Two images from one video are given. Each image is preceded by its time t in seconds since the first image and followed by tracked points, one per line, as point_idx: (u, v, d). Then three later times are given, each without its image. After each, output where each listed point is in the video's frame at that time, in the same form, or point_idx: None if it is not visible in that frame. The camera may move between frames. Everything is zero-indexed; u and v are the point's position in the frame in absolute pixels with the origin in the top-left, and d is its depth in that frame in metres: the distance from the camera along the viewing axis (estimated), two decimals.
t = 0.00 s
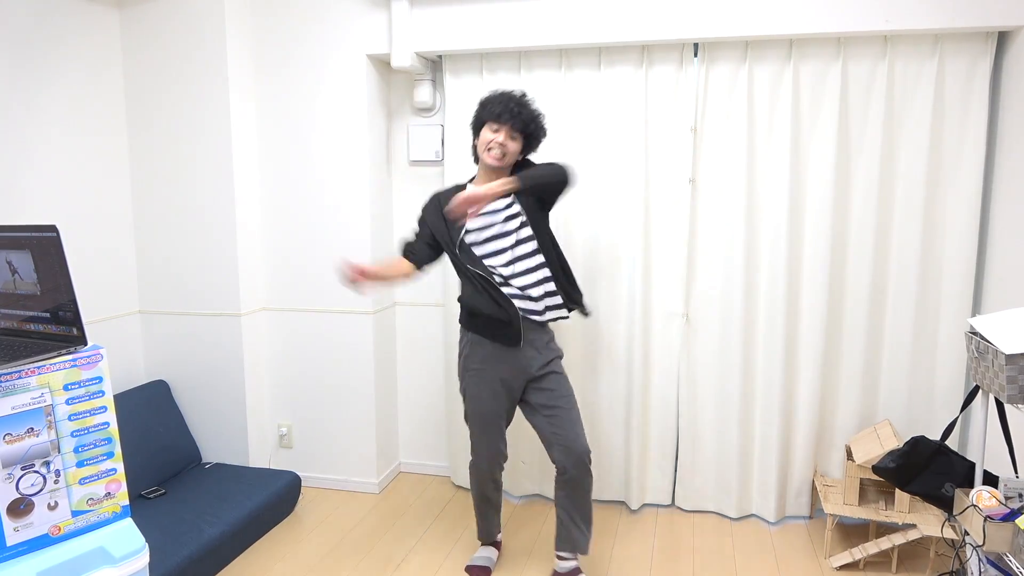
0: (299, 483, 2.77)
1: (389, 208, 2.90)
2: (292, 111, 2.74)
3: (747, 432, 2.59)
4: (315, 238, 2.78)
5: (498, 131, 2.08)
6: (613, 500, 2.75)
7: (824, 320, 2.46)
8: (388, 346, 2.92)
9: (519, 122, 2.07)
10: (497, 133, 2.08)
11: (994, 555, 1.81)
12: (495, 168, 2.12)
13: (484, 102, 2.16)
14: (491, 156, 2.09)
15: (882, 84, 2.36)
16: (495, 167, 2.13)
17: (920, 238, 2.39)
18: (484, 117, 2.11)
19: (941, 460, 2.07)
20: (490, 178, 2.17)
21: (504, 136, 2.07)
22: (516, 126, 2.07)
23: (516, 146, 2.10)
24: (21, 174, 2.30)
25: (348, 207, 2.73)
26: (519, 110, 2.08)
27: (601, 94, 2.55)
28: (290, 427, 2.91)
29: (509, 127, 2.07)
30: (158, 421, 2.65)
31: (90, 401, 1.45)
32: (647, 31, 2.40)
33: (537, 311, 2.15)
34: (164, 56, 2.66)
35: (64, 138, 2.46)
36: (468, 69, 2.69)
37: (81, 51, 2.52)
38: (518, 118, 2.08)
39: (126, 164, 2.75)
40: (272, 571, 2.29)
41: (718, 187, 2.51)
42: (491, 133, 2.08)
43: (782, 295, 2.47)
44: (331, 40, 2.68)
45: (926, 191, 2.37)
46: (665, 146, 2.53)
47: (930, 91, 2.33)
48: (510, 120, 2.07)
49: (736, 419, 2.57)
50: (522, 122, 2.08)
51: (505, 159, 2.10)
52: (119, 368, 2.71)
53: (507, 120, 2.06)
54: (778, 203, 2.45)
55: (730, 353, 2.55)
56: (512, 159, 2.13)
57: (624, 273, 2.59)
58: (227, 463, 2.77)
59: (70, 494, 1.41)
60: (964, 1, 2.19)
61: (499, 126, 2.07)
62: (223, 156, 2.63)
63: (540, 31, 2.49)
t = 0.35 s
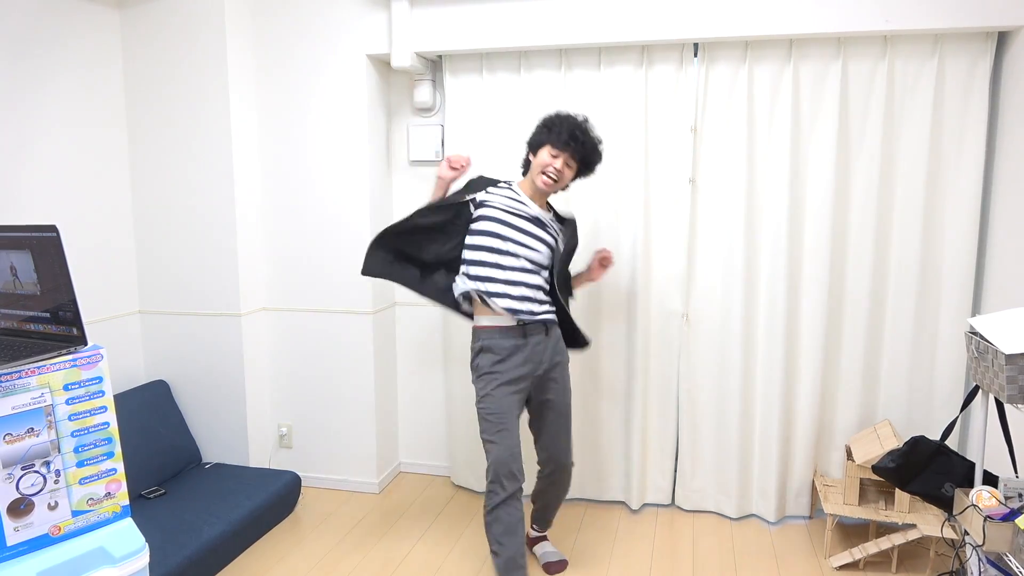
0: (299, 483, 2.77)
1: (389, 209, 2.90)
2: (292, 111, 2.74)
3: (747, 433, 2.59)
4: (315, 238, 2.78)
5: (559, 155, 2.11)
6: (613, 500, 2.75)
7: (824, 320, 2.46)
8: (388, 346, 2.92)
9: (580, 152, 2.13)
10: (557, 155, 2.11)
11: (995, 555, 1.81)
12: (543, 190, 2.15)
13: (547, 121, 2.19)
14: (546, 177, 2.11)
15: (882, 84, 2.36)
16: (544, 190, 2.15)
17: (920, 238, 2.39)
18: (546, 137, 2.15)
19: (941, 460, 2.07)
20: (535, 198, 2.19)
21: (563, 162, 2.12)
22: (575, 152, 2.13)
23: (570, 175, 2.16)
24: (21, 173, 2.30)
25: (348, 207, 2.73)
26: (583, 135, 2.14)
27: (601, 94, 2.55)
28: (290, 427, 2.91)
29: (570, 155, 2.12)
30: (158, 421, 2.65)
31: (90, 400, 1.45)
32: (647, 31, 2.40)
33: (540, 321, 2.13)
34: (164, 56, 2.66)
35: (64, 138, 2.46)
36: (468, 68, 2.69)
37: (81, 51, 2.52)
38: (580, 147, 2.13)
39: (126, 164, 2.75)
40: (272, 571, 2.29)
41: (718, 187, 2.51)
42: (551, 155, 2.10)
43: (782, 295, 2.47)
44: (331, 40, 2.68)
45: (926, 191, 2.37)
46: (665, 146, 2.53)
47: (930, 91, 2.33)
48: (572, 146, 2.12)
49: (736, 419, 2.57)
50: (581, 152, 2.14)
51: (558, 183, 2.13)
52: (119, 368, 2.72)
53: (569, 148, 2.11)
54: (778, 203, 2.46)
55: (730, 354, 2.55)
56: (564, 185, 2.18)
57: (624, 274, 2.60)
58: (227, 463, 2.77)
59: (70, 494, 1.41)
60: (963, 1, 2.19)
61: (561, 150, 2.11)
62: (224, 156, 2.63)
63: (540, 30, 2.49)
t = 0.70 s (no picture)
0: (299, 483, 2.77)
1: (388, 209, 2.90)
2: (292, 112, 2.74)
3: (747, 433, 2.59)
4: (315, 239, 2.78)
5: (523, 125, 2.17)
6: (613, 500, 2.75)
7: (824, 320, 2.46)
8: (388, 346, 2.92)
9: (540, 115, 2.19)
10: (520, 127, 2.17)
11: (994, 555, 1.81)
12: (521, 163, 2.19)
13: (498, 98, 2.23)
14: (519, 148, 2.16)
15: (881, 84, 2.36)
16: (522, 160, 2.19)
17: (920, 237, 2.39)
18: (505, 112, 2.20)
19: (941, 460, 2.07)
20: (513, 174, 2.23)
21: (528, 129, 2.17)
22: (538, 117, 2.18)
23: (540, 138, 2.21)
24: (21, 173, 2.30)
25: (348, 206, 2.73)
26: (536, 99, 2.19)
27: (601, 94, 2.55)
28: (290, 427, 2.91)
29: (533, 120, 2.18)
30: (158, 421, 2.65)
31: (90, 401, 1.45)
32: (647, 31, 2.40)
33: (529, 309, 2.24)
34: (164, 56, 2.66)
35: (65, 138, 2.46)
36: (468, 68, 2.69)
37: (81, 51, 2.52)
38: (540, 111, 2.19)
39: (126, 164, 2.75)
40: (272, 572, 2.29)
41: (718, 187, 2.51)
42: (516, 129, 2.16)
43: (782, 295, 2.47)
44: (331, 41, 2.68)
45: (926, 191, 2.37)
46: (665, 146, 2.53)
47: (929, 91, 2.33)
48: (531, 111, 2.17)
49: (736, 419, 2.57)
50: (543, 116, 2.20)
51: (529, 151, 2.17)
52: (119, 368, 2.72)
53: (529, 114, 2.17)
54: (778, 203, 2.46)
55: (730, 354, 2.55)
56: (535, 151, 2.22)
57: (624, 274, 2.60)
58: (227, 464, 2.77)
59: (70, 495, 1.41)
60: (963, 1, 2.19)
61: (522, 120, 2.17)
62: (223, 156, 2.64)
63: (540, 30, 2.49)
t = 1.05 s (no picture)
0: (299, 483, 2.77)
1: (388, 209, 2.90)
2: (292, 112, 2.74)
3: (747, 433, 2.59)
4: (315, 239, 2.78)
5: (476, 127, 2.18)
6: (613, 501, 2.75)
7: (824, 320, 2.46)
8: (388, 346, 2.93)
9: (491, 108, 2.17)
10: (475, 129, 2.18)
11: (994, 555, 1.81)
12: (491, 161, 2.20)
13: (446, 108, 2.23)
14: (483, 151, 2.17)
15: (881, 84, 2.36)
16: (491, 160, 2.20)
17: (920, 237, 2.38)
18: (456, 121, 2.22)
19: (941, 460, 2.07)
20: (488, 175, 2.24)
21: (484, 127, 2.17)
22: (491, 112, 2.17)
23: (501, 130, 2.21)
24: (22, 174, 2.31)
25: (347, 206, 2.73)
26: (483, 97, 2.18)
27: (601, 94, 2.55)
28: (290, 427, 2.91)
29: (484, 116, 2.17)
30: (158, 421, 2.65)
31: (90, 401, 1.45)
32: (648, 31, 2.40)
33: (526, 308, 2.25)
34: (164, 56, 2.66)
35: (64, 138, 2.46)
36: (468, 68, 2.69)
37: (81, 51, 2.52)
38: (488, 104, 2.17)
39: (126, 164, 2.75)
40: (272, 572, 2.29)
41: (717, 187, 2.51)
42: (471, 133, 2.18)
43: (782, 295, 2.47)
44: (331, 41, 2.68)
45: (926, 191, 2.37)
46: (665, 146, 2.53)
47: (929, 91, 2.33)
48: (483, 109, 2.16)
49: (736, 420, 2.57)
50: (493, 107, 2.19)
51: (493, 146, 2.17)
52: (119, 368, 2.72)
53: (479, 112, 2.16)
54: (778, 203, 2.46)
55: (730, 354, 2.55)
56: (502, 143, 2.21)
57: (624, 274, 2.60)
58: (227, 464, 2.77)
59: (70, 495, 1.41)
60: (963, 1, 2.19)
61: (476, 122, 2.17)
62: (223, 156, 2.64)
63: (540, 30, 2.49)
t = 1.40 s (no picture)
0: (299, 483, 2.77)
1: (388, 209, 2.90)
2: (292, 112, 2.74)
3: (747, 433, 2.58)
4: (315, 239, 2.78)
5: (472, 139, 2.14)
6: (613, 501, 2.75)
7: (824, 320, 2.46)
8: (388, 346, 2.92)
9: (484, 118, 2.13)
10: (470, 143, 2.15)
11: (995, 555, 1.81)
12: (493, 172, 2.14)
13: (450, 131, 2.25)
14: (482, 163, 2.13)
15: (882, 85, 2.36)
16: (495, 170, 2.14)
17: (920, 237, 2.39)
18: (460, 136, 2.21)
19: (941, 460, 2.07)
20: (497, 187, 2.19)
21: (480, 139, 2.13)
22: (484, 124, 2.13)
23: (500, 138, 2.13)
24: (21, 173, 2.30)
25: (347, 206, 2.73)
26: (474, 112, 2.15)
27: (601, 94, 2.55)
28: (290, 428, 2.91)
29: (478, 128, 2.13)
30: (158, 421, 2.65)
31: (90, 401, 1.45)
32: (648, 31, 2.40)
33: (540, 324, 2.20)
34: (163, 56, 2.66)
35: (64, 138, 2.45)
36: (468, 68, 2.69)
37: (81, 51, 2.52)
38: (480, 115, 2.14)
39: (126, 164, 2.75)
40: (272, 572, 2.29)
41: (718, 187, 2.51)
42: (469, 146, 2.15)
43: (782, 295, 2.47)
44: (331, 40, 2.68)
45: (926, 191, 2.37)
46: (665, 146, 2.53)
47: (929, 91, 2.33)
48: (475, 123, 2.13)
49: (736, 420, 2.57)
50: (485, 117, 2.14)
51: (491, 155, 2.11)
52: (119, 368, 2.71)
53: (472, 124, 2.13)
54: (778, 203, 2.46)
55: (730, 354, 2.55)
56: (504, 150, 2.13)
57: (624, 273, 2.60)
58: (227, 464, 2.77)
59: (70, 495, 1.41)
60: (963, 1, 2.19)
61: (470, 136, 2.14)
62: (223, 156, 2.63)
63: (540, 30, 2.49)
